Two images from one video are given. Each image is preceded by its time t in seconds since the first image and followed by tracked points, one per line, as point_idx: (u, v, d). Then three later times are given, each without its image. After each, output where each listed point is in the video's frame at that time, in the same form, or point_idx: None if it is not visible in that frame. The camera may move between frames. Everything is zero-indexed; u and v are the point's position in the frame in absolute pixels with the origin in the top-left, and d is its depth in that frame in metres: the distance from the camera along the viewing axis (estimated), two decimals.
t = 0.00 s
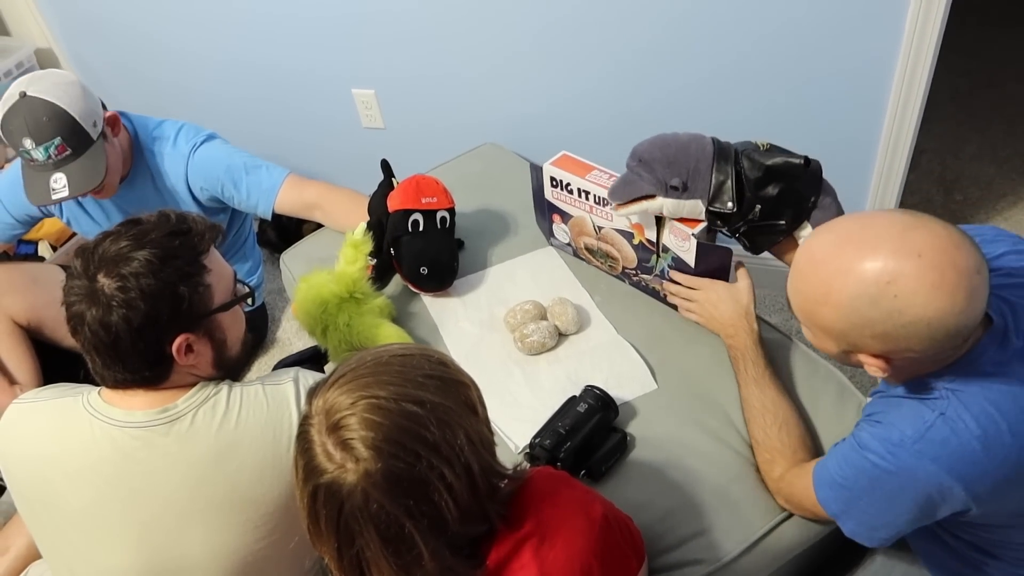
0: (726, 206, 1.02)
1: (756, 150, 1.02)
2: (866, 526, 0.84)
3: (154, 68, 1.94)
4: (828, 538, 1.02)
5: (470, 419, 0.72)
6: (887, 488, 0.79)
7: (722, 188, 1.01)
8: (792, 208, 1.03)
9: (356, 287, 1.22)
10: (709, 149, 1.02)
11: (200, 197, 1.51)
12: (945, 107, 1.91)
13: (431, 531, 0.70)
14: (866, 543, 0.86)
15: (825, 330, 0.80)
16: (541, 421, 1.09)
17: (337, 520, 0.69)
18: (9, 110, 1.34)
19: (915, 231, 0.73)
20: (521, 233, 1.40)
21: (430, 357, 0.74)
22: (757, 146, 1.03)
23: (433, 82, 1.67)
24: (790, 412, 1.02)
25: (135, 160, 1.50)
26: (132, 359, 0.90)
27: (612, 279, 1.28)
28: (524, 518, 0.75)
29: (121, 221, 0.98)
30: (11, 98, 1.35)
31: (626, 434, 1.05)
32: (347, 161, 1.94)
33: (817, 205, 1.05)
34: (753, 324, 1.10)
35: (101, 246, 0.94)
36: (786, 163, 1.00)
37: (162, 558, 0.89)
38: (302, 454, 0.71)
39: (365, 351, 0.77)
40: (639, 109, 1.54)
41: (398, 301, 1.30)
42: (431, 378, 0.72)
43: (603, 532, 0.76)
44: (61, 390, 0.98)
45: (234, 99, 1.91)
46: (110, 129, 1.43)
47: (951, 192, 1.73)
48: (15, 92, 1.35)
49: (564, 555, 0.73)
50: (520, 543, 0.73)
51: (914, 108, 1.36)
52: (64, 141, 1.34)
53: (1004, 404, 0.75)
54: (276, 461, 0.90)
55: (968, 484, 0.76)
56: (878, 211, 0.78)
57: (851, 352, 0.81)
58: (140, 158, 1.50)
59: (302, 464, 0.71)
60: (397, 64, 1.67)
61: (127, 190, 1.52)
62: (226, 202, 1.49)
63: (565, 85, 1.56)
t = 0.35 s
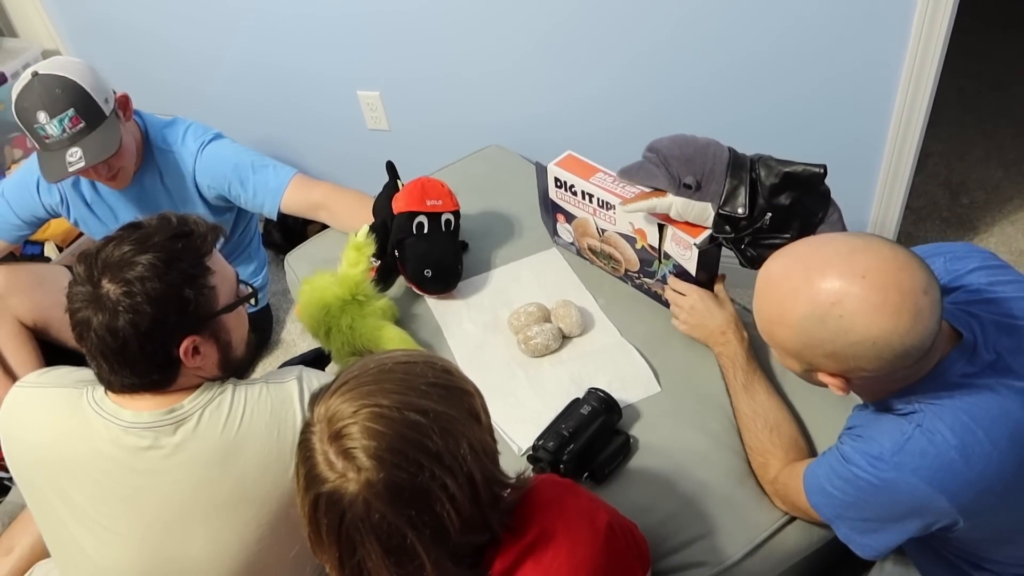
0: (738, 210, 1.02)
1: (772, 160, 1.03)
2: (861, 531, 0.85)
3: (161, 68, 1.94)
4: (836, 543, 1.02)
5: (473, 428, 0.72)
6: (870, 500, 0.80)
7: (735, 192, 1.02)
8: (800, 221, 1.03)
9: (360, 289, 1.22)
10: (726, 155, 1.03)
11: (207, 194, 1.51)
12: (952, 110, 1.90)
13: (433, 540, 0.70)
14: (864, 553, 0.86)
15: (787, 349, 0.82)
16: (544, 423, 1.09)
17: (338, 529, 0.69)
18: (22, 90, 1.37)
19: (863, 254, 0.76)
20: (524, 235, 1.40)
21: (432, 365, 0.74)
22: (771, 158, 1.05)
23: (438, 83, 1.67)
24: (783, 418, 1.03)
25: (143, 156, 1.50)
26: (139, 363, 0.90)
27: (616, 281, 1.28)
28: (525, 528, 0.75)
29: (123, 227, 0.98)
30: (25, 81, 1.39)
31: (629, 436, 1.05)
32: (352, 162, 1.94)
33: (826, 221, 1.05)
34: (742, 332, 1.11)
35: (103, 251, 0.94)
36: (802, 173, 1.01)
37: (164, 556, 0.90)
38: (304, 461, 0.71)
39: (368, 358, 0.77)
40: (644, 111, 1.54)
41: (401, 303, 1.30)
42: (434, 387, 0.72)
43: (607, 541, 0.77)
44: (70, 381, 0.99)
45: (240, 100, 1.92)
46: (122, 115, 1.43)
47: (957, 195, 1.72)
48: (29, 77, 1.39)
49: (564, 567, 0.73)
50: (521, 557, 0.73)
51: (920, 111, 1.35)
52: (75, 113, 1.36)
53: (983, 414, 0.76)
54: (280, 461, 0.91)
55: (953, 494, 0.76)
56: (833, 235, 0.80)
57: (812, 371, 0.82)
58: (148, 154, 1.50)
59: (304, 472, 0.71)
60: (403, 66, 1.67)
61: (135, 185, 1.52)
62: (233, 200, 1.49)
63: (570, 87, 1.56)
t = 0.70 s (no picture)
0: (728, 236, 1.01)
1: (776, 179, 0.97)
2: (856, 528, 0.84)
3: (163, 69, 1.94)
4: (837, 545, 1.01)
5: (460, 435, 0.72)
6: (865, 492, 0.80)
7: (729, 219, 0.99)
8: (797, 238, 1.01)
9: (361, 289, 1.22)
10: (725, 175, 0.98)
11: (207, 195, 1.51)
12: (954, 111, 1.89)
13: (420, 548, 0.69)
14: (858, 549, 0.85)
15: (787, 339, 0.82)
16: (543, 424, 1.09)
17: (325, 539, 0.69)
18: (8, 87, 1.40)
19: (865, 246, 0.75)
20: (525, 236, 1.39)
21: (417, 372, 0.74)
22: (777, 168, 0.99)
23: (440, 84, 1.67)
24: (783, 419, 1.03)
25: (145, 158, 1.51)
26: (154, 360, 0.89)
27: (618, 282, 1.27)
28: (518, 532, 0.75)
29: (132, 224, 0.98)
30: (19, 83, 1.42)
31: (629, 437, 1.05)
32: (354, 163, 1.94)
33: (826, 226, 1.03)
34: (744, 334, 1.11)
35: (115, 248, 0.94)
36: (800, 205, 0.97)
37: (163, 555, 0.90)
38: (290, 471, 0.71)
39: (360, 365, 0.77)
40: (646, 112, 1.54)
41: (402, 304, 1.31)
42: (419, 395, 0.72)
43: (599, 546, 0.76)
44: (76, 373, 0.99)
45: (242, 100, 1.92)
46: (59, 158, 1.40)
47: (959, 197, 1.72)
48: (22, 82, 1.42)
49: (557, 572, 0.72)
50: (513, 561, 0.73)
51: (922, 112, 1.35)
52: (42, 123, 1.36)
53: (981, 408, 0.76)
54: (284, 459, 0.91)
55: (948, 487, 0.76)
56: (838, 227, 0.80)
57: (811, 361, 0.82)
58: (149, 156, 1.51)
59: (290, 482, 0.71)
60: (405, 67, 1.67)
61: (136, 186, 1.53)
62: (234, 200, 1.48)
63: (572, 88, 1.56)
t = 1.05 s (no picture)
0: (738, 225, 0.99)
1: (770, 172, 0.98)
2: (871, 526, 0.84)
3: (170, 72, 1.95)
4: (845, 545, 1.01)
5: (473, 430, 0.72)
6: (880, 488, 0.79)
7: (735, 207, 0.98)
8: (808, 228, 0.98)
9: (365, 291, 1.22)
10: (719, 168, 0.98)
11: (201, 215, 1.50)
12: (960, 114, 1.89)
13: (433, 542, 0.70)
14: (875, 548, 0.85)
15: (799, 322, 0.82)
16: (549, 425, 1.09)
17: (339, 530, 0.69)
18: None
19: (880, 231, 0.75)
20: (530, 238, 1.40)
21: (432, 367, 0.75)
22: (770, 164, 0.99)
23: (446, 87, 1.68)
24: (791, 417, 1.03)
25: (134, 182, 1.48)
26: (153, 362, 0.90)
27: (623, 285, 1.28)
28: (529, 531, 0.75)
29: (128, 228, 0.99)
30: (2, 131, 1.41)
31: (635, 439, 1.05)
32: (359, 165, 1.95)
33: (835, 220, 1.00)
34: (747, 334, 1.11)
35: (110, 252, 0.94)
36: (800, 189, 0.95)
37: (170, 556, 0.90)
38: (305, 463, 0.72)
39: (372, 360, 0.77)
40: (651, 114, 1.54)
41: (408, 305, 1.31)
42: (434, 389, 0.72)
43: (609, 545, 0.76)
44: (76, 384, 0.99)
45: (248, 103, 1.92)
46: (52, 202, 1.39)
47: (965, 199, 1.72)
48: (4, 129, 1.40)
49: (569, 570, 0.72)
50: (524, 560, 0.73)
51: (928, 114, 1.35)
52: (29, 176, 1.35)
53: (993, 401, 0.76)
54: (289, 460, 0.91)
55: (965, 480, 0.76)
56: (855, 213, 0.80)
57: (824, 346, 0.82)
58: (139, 179, 1.48)
59: (305, 474, 0.71)
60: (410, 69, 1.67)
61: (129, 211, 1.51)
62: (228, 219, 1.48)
63: (577, 91, 1.56)
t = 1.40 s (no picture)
0: (743, 233, 0.99)
1: (777, 181, 0.97)
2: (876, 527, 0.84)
3: (175, 72, 1.96)
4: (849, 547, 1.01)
5: (476, 435, 0.72)
6: (883, 489, 0.79)
7: (740, 215, 0.98)
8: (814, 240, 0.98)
9: (368, 292, 1.23)
10: (727, 176, 0.98)
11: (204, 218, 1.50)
12: (964, 118, 1.89)
13: (436, 547, 0.70)
14: (880, 550, 0.85)
15: (817, 303, 0.82)
16: (552, 426, 1.09)
17: (341, 535, 0.69)
18: None
19: (908, 209, 0.76)
20: (533, 240, 1.40)
21: (434, 371, 0.75)
22: (778, 173, 1.00)
23: (450, 87, 1.68)
24: (797, 419, 1.03)
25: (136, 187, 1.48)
26: (148, 362, 0.90)
27: (626, 288, 1.28)
28: (531, 535, 0.75)
29: (132, 226, 0.99)
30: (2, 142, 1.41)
31: (637, 442, 1.05)
32: (363, 167, 1.95)
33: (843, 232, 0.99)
34: (755, 334, 1.11)
35: (112, 250, 0.95)
36: (806, 201, 0.95)
37: (171, 555, 0.90)
38: (308, 468, 0.72)
39: (374, 364, 0.77)
40: (655, 116, 1.54)
41: (411, 307, 1.31)
42: (436, 394, 0.72)
43: (611, 548, 0.76)
44: (78, 385, 1.00)
45: (252, 104, 1.93)
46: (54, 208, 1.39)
47: (969, 203, 1.71)
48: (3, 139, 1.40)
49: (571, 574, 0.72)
50: (526, 563, 0.73)
51: (933, 114, 1.35)
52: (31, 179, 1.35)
53: (1000, 402, 0.76)
54: (289, 460, 0.92)
55: (969, 480, 0.76)
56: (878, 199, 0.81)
57: (841, 330, 0.82)
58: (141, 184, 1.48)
59: (307, 478, 0.71)
60: (415, 70, 1.68)
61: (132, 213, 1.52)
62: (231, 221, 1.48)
63: (581, 92, 1.57)
